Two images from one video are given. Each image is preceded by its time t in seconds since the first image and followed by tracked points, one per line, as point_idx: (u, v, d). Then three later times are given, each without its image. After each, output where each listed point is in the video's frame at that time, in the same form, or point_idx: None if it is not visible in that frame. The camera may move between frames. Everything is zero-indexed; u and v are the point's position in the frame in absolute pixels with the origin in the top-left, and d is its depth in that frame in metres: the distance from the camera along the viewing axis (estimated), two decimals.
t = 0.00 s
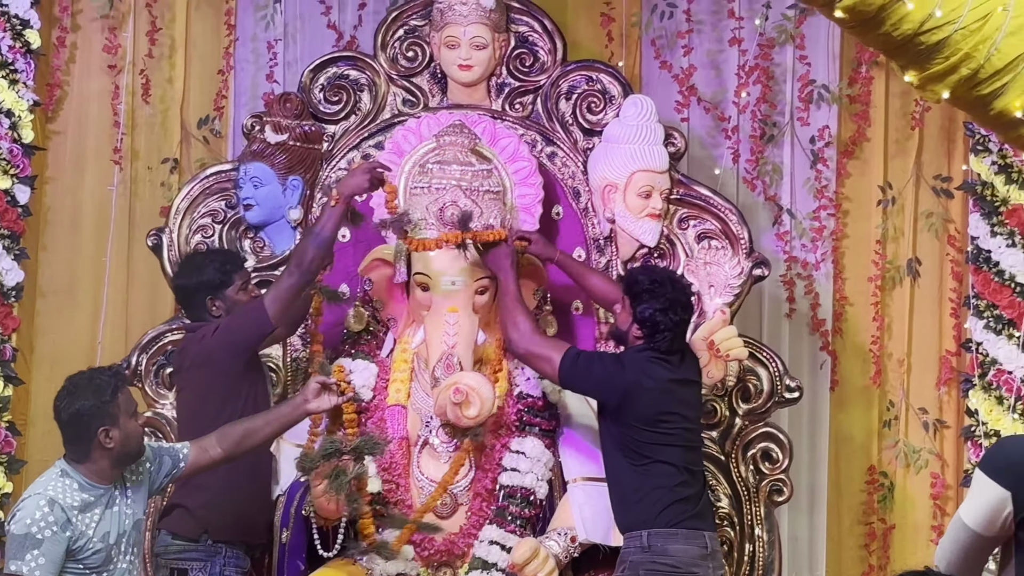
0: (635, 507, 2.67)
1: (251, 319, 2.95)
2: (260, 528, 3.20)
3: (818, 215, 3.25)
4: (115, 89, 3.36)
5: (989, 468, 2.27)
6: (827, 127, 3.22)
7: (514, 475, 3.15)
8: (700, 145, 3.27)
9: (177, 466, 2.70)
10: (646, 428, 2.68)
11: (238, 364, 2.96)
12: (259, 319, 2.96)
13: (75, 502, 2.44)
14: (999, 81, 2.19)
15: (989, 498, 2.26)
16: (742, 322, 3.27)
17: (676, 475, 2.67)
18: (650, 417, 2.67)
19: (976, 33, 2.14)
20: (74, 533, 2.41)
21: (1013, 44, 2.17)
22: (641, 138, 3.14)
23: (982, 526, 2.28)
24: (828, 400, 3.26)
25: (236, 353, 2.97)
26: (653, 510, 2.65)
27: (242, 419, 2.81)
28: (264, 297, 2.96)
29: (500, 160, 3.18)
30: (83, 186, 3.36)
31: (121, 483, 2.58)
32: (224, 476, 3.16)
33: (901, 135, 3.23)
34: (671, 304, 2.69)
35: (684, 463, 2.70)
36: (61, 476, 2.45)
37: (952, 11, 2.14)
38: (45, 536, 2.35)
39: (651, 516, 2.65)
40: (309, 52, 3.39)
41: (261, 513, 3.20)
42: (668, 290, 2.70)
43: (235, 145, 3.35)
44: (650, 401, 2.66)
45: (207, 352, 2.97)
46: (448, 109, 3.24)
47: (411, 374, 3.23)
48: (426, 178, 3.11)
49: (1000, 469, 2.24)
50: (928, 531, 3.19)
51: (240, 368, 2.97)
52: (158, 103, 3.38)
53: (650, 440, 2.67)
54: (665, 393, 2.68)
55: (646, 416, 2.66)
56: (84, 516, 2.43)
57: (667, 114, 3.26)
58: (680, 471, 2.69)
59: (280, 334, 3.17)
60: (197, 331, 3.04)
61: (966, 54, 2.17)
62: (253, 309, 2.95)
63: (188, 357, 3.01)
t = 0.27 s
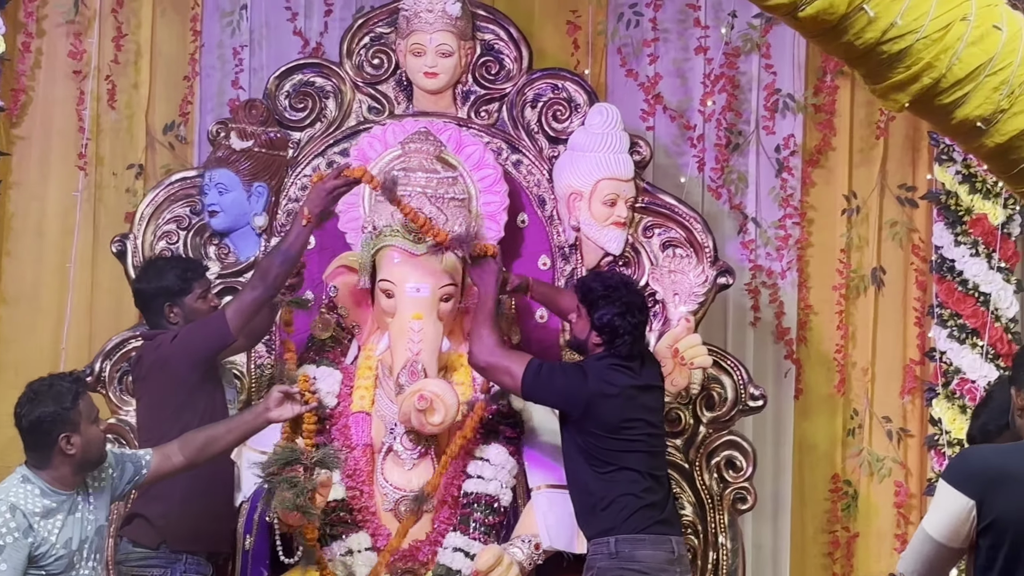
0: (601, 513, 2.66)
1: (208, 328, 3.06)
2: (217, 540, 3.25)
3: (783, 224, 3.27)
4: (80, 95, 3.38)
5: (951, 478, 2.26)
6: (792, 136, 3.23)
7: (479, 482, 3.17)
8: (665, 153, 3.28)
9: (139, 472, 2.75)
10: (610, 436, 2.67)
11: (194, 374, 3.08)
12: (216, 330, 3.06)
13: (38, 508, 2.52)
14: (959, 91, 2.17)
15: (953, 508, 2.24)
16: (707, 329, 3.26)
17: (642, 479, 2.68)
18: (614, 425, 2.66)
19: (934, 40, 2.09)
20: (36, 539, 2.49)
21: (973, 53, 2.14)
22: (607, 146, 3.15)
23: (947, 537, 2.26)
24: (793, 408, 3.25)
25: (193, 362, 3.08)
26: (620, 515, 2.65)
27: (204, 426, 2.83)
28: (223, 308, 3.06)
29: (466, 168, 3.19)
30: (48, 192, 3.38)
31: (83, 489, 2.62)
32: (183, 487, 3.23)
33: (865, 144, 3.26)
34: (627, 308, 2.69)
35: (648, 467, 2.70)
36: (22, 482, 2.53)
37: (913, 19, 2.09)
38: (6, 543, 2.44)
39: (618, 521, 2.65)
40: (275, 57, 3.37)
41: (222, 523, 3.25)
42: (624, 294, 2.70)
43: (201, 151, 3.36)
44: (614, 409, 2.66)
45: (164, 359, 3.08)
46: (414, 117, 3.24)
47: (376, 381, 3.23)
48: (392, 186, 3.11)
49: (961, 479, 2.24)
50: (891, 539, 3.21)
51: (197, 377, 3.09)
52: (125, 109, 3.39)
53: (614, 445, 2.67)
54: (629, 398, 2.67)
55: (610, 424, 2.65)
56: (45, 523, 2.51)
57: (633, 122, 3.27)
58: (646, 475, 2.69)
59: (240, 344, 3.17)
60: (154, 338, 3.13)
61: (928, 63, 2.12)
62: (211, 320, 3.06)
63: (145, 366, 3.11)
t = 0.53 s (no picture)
0: (574, 526, 2.66)
1: (184, 334, 2.94)
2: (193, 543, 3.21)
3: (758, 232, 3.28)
4: (56, 100, 3.37)
5: (933, 489, 2.21)
6: (767, 145, 3.26)
7: (453, 490, 3.17)
8: (641, 162, 3.30)
9: (113, 478, 2.64)
10: (593, 449, 2.67)
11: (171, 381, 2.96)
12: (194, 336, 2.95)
13: (8, 513, 2.42)
14: (936, 101, 2.33)
15: (941, 520, 2.17)
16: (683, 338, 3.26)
17: (618, 493, 2.68)
18: (597, 438, 2.66)
19: (911, 51, 2.26)
20: (7, 544, 2.39)
21: (948, 64, 2.31)
22: (583, 153, 3.15)
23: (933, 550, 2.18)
24: (767, 416, 3.25)
25: (170, 368, 2.97)
26: (594, 528, 2.65)
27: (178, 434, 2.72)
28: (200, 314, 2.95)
29: (443, 175, 3.19)
30: (23, 196, 3.37)
31: (55, 494, 2.52)
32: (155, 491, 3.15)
33: (841, 154, 3.27)
34: (610, 320, 2.69)
35: (625, 481, 2.70)
36: None
37: (890, 31, 2.24)
38: None
39: (591, 534, 2.65)
40: (251, 64, 3.38)
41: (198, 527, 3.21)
42: (609, 307, 2.70)
43: (177, 156, 3.35)
44: (597, 422, 2.66)
45: (140, 364, 2.97)
46: (390, 123, 3.24)
47: (350, 388, 3.22)
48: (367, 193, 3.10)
49: (946, 489, 2.19)
50: (864, 549, 3.21)
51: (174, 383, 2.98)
52: (101, 114, 3.39)
53: (594, 459, 2.67)
54: (612, 412, 2.68)
55: (593, 438, 2.66)
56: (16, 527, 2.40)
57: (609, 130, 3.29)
58: (621, 490, 2.69)
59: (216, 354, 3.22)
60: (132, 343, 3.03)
61: (904, 75, 2.29)
62: (188, 325, 2.94)
63: (121, 369, 3.00)
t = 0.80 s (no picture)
0: (557, 531, 2.63)
1: (168, 334, 3.02)
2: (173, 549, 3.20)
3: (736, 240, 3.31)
4: (36, 102, 3.37)
5: (931, 505, 2.07)
6: (746, 154, 3.29)
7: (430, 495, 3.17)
8: (621, 169, 3.33)
9: (90, 481, 2.65)
10: (578, 455, 2.65)
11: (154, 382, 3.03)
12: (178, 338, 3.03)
13: None
14: (914, 111, 2.08)
15: (945, 536, 2.03)
16: (662, 344, 3.29)
17: (598, 500, 2.67)
18: (581, 444, 2.65)
19: (892, 61, 2.02)
20: None
21: (929, 73, 2.07)
22: (563, 160, 3.16)
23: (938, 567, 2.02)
24: (745, 424, 3.28)
25: (154, 369, 3.04)
26: (576, 535, 2.63)
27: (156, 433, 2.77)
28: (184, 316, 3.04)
29: (422, 180, 3.20)
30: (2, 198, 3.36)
31: (33, 497, 2.50)
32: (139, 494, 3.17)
33: (820, 162, 3.29)
34: (594, 331, 2.66)
35: (605, 488, 2.70)
36: None
37: (870, 40, 2.00)
38: None
39: (573, 540, 2.63)
40: (233, 68, 3.38)
41: (176, 531, 3.22)
42: (595, 316, 2.67)
43: (157, 160, 3.36)
44: (582, 429, 2.64)
45: (125, 365, 3.05)
46: (370, 129, 3.24)
47: (329, 393, 3.22)
48: (347, 199, 3.13)
49: (943, 502, 2.06)
50: (841, 557, 3.24)
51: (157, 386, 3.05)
52: (81, 117, 3.39)
53: (578, 466, 2.66)
54: (596, 417, 2.67)
55: (578, 444, 2.64)
56: None
57: (589, 136, 3.32)
58: (601, 496, 2.69)
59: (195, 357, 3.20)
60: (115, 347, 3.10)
61: (882, 84, 2.05)
62: (172, 326, 3.04)
63: (106, 371, 3.07)
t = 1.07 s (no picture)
0: (537, 534, 2.61)
1: (157, 342, 2.87)
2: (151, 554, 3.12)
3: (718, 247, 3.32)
4: (18, 105, 3.36)
5: (950, 504, 1.89)
6: (729, 162, 3.30)
7: (409, 501, 3.16)
8: (604, 176, 3.34)
9: (73, 482, 2.47)
10: (560, 460, 2.62)
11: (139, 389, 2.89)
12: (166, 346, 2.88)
13: None
14: (896, 119, 2.05)
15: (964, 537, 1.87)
16: (643, 351, 3.30)
17: (581, 504, 2.64)
18: (564, 447, 2.61)
19: (875, 67, 2.00)
20: None
21: (912, 82, 2.05)
22: (546, 166, 3.16)
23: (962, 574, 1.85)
24: (725, 431, 3.29)
25: (139, 376, 2.90)
26: (557, 538, 2.60)
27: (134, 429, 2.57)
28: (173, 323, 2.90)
29: (405, 185, 3.16)
30: None
31: (13, 500, 2.34)
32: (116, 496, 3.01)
33: (802, 170, 3.30)
34: (582, 336, 2.62)
35: (587, 492, 2.66)
36: None
37: (853, 47, 1.99)
38: None
39: (554, 544, 2.60)
40: (215, 71, 3.38)
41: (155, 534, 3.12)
42: (581, 322, 2.63)
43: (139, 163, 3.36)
44: (564, 433, 2.60)
45: (110, 369, 2.91)
46: (352, 133, 3.24)
47: (310, 398, 3.23)
48: (329, 203, 3.11)
49: (962, 500, 1.88)
50: (821, 564, 3.24)
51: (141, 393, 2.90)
52: (63, 120, 3.38)
53: (559, 469, 2.62)
54: (579, 421, 2.63)
55: (560, 447, 2.60)
56: None
57: (572, 143, 3.33)
58: (583, 500, 2.65)
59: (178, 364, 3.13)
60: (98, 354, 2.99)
61: (866, 92, 2.03)
62: (161, 333, 2.88)
63: (90, 376, 2.96)
